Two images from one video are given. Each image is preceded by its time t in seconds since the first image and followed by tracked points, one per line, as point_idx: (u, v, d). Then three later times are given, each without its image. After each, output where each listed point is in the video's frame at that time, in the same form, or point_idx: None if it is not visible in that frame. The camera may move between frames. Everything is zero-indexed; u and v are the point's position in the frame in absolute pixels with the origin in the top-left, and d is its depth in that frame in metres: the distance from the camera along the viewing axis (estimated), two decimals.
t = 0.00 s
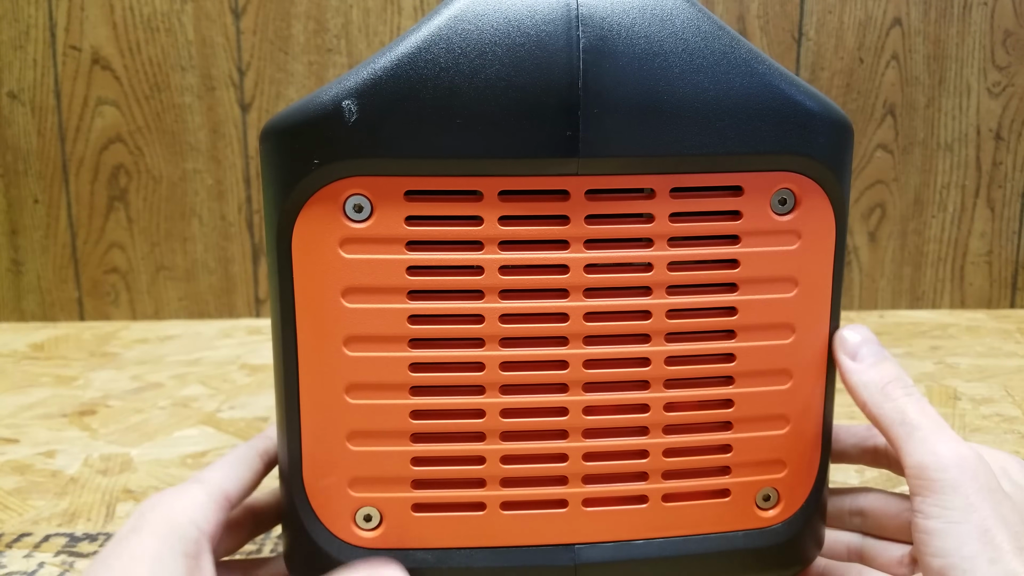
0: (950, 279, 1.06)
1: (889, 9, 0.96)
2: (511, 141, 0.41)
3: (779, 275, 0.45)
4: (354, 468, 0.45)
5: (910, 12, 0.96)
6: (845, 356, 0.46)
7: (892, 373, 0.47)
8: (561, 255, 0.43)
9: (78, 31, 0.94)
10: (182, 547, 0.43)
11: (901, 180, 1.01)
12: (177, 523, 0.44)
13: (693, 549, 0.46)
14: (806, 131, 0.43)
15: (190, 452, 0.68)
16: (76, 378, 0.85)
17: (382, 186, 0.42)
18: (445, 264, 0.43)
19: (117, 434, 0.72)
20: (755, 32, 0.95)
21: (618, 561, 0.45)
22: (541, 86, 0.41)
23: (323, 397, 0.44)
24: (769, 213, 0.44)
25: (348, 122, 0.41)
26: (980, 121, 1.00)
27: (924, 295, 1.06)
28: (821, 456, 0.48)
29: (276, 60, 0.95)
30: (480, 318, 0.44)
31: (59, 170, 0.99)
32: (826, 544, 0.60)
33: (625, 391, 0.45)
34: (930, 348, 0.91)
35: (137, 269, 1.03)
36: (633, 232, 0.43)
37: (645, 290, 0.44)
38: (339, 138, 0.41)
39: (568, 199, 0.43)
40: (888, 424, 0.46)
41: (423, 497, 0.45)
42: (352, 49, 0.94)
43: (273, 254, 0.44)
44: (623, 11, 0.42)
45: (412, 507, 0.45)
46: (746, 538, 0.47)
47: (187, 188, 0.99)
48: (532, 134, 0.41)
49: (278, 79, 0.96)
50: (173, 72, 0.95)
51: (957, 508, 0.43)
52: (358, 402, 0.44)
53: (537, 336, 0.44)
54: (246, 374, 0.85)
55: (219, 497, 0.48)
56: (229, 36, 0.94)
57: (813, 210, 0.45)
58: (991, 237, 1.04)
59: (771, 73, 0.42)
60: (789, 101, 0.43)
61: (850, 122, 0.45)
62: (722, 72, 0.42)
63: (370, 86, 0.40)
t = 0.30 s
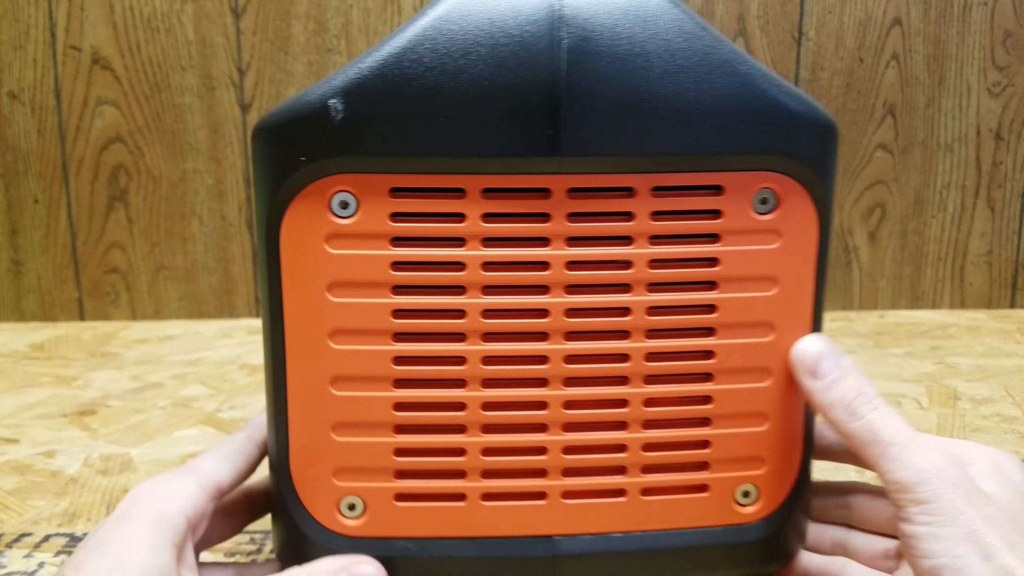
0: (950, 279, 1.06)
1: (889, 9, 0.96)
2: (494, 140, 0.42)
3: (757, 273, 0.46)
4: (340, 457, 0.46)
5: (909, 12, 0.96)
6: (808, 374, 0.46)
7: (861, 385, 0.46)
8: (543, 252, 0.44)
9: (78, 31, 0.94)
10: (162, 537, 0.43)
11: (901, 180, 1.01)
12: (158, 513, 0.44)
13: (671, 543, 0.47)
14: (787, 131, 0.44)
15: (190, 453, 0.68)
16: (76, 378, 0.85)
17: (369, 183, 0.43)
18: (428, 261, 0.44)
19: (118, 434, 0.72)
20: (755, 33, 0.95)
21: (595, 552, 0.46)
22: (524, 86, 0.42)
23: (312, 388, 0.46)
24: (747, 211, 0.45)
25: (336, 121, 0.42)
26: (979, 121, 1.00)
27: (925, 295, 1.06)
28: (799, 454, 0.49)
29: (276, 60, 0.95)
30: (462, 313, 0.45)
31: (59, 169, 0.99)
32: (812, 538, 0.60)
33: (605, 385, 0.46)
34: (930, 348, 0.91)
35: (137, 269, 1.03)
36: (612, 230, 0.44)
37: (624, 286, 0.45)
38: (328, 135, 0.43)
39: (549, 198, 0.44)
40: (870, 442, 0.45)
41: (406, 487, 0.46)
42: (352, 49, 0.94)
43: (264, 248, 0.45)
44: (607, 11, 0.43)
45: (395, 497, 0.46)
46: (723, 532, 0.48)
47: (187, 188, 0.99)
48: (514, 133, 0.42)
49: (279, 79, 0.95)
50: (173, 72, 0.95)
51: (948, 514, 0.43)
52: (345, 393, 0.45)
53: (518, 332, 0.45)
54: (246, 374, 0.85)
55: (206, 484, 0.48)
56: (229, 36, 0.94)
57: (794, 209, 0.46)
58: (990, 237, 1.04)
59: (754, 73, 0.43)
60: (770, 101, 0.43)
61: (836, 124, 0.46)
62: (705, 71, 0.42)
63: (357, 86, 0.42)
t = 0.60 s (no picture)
0: (950, 279, 1.06)
1: (889, 9, 0.96)
2: (483, 140, 0.42)
3: (746, 271, 0.46)
4: (333, 452, 0.46)
5: (909, 12, 0.96)
6: (785, 381, 0.46)
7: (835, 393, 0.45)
8: (531, 250, 0.44)
9: (78, 31, 0.94)
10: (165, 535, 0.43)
11: (901, 180, 1.01)
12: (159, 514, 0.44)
13: (659, 536, 0.47)
14: (774, 131, 0.44)
15: (190, 453, 0.68)
16: (76, 378, 0.85)
17: (361, 182, 0.44)
18: (420, 258, 0.44)
19: (118, 434, 0.72)
20: (755, 33, 0.95)
21: (587, 546, 0.47)
22: (511, 87, 0.42)
23: (303, 385, 0.46)
24: (733, 212, 0.45)
25: (326, 122, 0.42)
26: (979, 121, 1.00)
27: (924, 295, 1.06)
28: (788, 452, 0.49)
29: (276, 59, 0.95)
30: (452, 309, 0.45)
31: (59, 170, 0.99)
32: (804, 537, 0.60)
33: (593, 380, 0.46)
34: (930, 348, 0.91)
35: (137, 269, 1.03)
36: (601, 228, 0.44)
37: (613, 283, 0.45)
38: (317, 137, 0.43)
39: (537, 196, 0.44)
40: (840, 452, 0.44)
41: (399, 481, 0.46)
42: (352, 49, 0.94)
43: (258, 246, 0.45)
44: (592, 14, 0.43)
45: (389, 491, 0.47)
46: (715, 527, 0.48)
47: (187, 188, 0.99)
48: (503, 134, 0.42)
49: (279, 79, 0.95)
50: (173, 72, 0.95)
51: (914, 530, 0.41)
52: (338, 389, 0.45)
53: (509, 328, 0.45)
54: (246, 374, 0.85)
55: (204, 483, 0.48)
56: (229, 36, 0.94)
57: (779, 209, 0.46)
58: (991, 238, 1.04)
59: (739, 75, 0.43)
60: (755, 102, 0.43)
61: (822, 124, 0.46)
62: (689, 73, 0.43)
63: (346, 87, 0.42)
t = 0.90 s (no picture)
0: (950, 278, 1.06)
1: (888, 9, 0.96)
2: (483, 141, 0.42)
3: (746, 271, 0.46)
4: (333, 452, 0.46)
5: (909, 12, 0.96)
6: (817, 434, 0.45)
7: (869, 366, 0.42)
8: (531, 250, 0.44)
9: (78, 31, 0.94)
10: (154, 510, 0.33)
11: (901, 180, 1.01)
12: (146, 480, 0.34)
13: (659, 536, 0.47)
14: (773, 131, 0.44)
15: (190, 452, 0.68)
16: (76, 378, 0.85)
17: (361, 182, 0.44)
18: (420, 258, 0.44)
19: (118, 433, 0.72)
20: (755, 33, 0.95)
21: (586, 546, 0.47)
22: (510, 87, 0.42)
23: (303, 384, 0.46)
24: (732, 212, 0.45)
25: (326, 122, 0.42)
26: (979, 121, 1.00)
27: (924, 295, 1.06)
28: (788, 452, 0.49)
29: (276, 60, 0.95)
30: (452, 309, 0.45)
31: (59, 170, 0.99)
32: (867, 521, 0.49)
33: (593, 380, 0.47)
34: (929, 348, 0.91)
35: (137, 269, 1.03)
36: (600, 228, 0.44)
37: (613, 283, 0.45)
38: (317, 137, 0.43)
39: (537, 196, 0.44)
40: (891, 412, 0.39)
41: (399, 481, 0.46)
42: (352, 49, 0.95)
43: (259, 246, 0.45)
44: (592, 14, 0.43)
45: (389, 491, 0.47)
46: (715, 526, 0.48)
47: (187, 188, 0.99)
48: (503, 134, 0.42)
49: (279, 79, 0.96)
50: (173, 72, 0.95)
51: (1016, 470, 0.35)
52: (339, 389, 0.46)
53: (509, 328, 0.45)
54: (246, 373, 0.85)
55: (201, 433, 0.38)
56: (229, 36, 0.94)
57: (779, 210, 0.46)
58: (990, 237, 1.04)
59: (738, 75, 0.44)
60: (755, 102, 0.44)
61: (821, 124, 0.46)
62: (689, 73, 0.43)
63: (346, 87, 0.42)
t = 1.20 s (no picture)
0: (950, 278, 1.06)
1: (889, 9, 0.96)
2: (483, 141, 0.43)
3: (746, 271, 0.46)
4: (333, 452, 0.46)
5: (909, 12, 0.96)
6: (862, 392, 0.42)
7: (874, 266, 0.40)
8: (531, 250, 0.44)
9: (78, 31, 0.94)
10: (188, 415, 0.33)
11: (901, 180, 1.01)
12: (176, 374, 0.34)
13: (660, 536, 0.47)
14: (773, 132, 0.44)
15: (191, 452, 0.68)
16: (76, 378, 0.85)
17: (361, 182, 0.44)
18: (420, 258, 0.44)
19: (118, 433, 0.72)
20: (755, 33, 0.95)
21: (586, 546, 0.47)
22: (510, 87, 0.42)
23: (304, 384, 0.46)
24: (732, 212, 0.45)
25: (326, 122, 0.43)
26: (979, 121, 1.00)
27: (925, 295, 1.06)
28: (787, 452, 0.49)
29: (276, 60, 0.95)
30: (452, 309, 0.45)
31: (59, 169, 0.99)
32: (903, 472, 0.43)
33: (593, 380, 0.47)
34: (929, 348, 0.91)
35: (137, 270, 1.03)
36: (600, 228, 0.44)
37: (613, 283, 0.45)
38: (317, 137, 0.43)
39: (537, 196, 0.44)
40: (891, 329, 0.37)
41: (400, 481, 0.46)
42: (352, 49, 0.95)
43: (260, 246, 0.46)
44: (593, 14, 0.43)
45: (389, 491, 0.47)
46: (715, 527, 0.48)
47: (187, 188, 0.99)
48: (503, 134, 0.42)
49: (279, 80, 0.96)
50: (173, 72, 0.95)
51: None
52: (339, 389, 0.46)
53: (509, 328, 0.45)
54: (246, 374, 0.85)
55: (241, 315, 0.36)
56: (229, 36, 0.94)
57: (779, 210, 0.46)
58: (990, 237, 1.04)
59: (739, 75, 0.44)
60: (755, 102, 0.44)
61: (821, 124, 0.46)
62: (689, 73, 0.43)
63: (346, 87, 0.42)
